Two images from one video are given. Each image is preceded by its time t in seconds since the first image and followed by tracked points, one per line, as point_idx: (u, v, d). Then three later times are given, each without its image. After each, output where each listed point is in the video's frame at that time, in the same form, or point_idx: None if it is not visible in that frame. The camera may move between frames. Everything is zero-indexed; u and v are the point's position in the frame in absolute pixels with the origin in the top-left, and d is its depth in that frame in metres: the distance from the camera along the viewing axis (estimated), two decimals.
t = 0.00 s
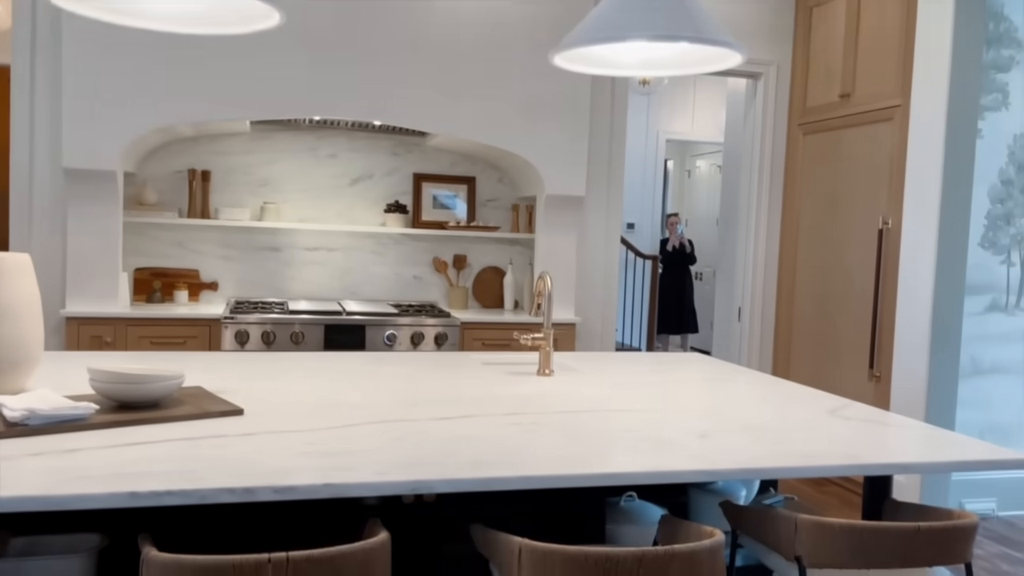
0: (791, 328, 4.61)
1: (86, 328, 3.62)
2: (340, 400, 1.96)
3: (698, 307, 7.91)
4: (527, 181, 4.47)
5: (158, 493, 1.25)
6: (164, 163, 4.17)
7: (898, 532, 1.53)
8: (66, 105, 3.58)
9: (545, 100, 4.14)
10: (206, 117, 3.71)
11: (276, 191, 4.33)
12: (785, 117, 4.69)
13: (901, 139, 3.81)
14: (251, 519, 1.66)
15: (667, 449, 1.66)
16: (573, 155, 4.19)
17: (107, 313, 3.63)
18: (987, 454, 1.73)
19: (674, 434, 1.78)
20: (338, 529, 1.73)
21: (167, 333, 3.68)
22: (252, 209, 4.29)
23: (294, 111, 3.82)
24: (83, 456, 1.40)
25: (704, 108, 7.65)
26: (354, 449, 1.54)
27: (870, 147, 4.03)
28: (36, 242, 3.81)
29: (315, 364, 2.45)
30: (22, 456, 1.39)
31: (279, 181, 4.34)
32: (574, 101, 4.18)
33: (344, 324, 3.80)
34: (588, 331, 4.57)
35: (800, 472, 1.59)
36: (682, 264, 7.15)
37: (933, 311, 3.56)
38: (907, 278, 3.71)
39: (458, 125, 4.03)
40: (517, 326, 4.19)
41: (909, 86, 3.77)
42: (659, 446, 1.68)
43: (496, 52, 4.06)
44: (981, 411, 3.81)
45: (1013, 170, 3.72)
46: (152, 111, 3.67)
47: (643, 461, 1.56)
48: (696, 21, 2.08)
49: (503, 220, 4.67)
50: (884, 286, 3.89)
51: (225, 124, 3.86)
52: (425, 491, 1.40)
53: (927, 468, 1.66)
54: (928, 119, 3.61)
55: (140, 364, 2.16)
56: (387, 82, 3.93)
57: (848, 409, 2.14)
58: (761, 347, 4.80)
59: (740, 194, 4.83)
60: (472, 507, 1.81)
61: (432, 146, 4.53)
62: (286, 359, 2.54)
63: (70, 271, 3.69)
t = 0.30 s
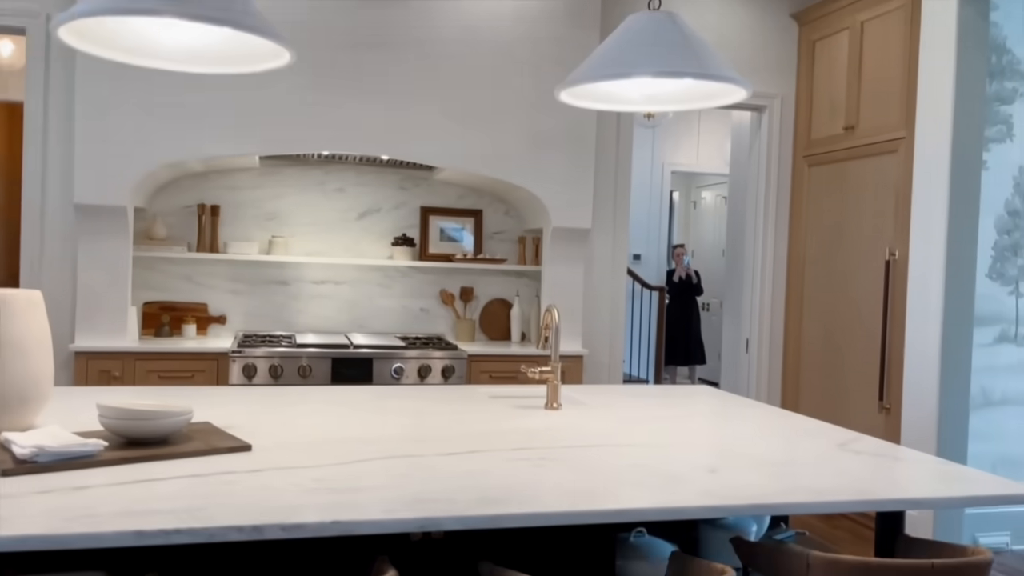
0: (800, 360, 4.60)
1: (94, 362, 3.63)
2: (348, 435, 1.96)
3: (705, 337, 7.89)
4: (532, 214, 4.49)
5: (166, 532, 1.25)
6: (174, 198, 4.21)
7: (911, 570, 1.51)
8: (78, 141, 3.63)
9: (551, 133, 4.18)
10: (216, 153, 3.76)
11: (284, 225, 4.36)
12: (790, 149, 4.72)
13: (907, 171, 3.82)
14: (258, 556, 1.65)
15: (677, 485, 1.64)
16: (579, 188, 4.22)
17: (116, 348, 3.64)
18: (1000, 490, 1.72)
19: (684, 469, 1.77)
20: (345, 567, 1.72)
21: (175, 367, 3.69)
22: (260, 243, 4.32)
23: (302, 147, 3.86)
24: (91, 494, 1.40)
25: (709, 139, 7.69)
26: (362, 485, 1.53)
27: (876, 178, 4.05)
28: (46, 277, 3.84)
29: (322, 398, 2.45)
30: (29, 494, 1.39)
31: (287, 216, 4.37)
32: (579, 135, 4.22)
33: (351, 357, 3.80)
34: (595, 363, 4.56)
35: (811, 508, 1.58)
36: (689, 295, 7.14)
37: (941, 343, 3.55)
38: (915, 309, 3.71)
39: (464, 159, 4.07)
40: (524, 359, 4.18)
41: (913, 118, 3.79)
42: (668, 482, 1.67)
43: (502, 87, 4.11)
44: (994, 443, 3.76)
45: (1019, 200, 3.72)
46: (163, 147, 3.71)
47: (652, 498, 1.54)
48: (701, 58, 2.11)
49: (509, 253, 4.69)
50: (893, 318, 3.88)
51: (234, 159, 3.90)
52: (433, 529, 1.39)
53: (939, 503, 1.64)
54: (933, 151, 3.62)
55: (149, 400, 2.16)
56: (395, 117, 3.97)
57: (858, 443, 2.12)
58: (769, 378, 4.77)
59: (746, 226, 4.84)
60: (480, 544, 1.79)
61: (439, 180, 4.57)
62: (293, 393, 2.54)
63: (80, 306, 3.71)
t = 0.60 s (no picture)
0: (810, 395, 4.57)
1: (104, 402, 3.64)
2: (358, 476, 1.95)
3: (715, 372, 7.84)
4: (540, 251, 4.51)
5: None
6: (184, 238, 4.24)
7: None
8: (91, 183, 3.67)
9: (558, 171, 4.21)
10: (226, 193, 3.80)
11: (293, 263, 4.39)
12: (796, 184, 4.74)
13: (914, 206, 3.83)
14: None
15: (689, 526, 1.63)
16: (587, 224, 4.24)
17: (125, 388, 3.65)
18: (1018, 529, 1.69)
19: (695, 510, 1.75)
20: None
21: (183, 407, 3.69)
22: (269, 282, 4.34)
23: (312, 186, 3.89)
24: (101, 538, 1.40)
25: (715, 174, 7.72)
26: (371, 528, 1.52)
27: (883, 213, 4.05)
28: (57, 317, 3.86)
29: (331, 438, 2.44)
30: (39, 539, 1.39)
31: (296, 254, 4.40)
32: (587, 172, 4.25)
33: (359, 396, 3.79)
34: (604, 400, 4.54)
35: (826, 549, 1.55)
36: (697, 329, 7.12)
37: (953, 378, 3.53)
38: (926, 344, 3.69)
39: (472, 197, 4.09)
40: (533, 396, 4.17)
41: (918, 152, 3.81)
42: (680, 522, 1.65)
43: (509, 125, 4.15)
44: (1010, 478, 3.67)
45: None
46: (174, 187, 3.75)
47: (665, 539, 1.53)
48: (707, 98, 2.13)
49: (517, 289, 4.69)
50: (903, 352, 3.86)
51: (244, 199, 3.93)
52: (443, 572, 1.38)
53: (956, 542, 1.62)
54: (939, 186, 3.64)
55: (158, 442, 2.16)
56: (403, 156, 4.01)
57: (872, 481, 2.10)
58: (780, 414, 4.73)
59: (754, 260, 4.85)
60: None
61: (447, 218, 4.60)
62: (302, 432, 2.53)
63: (90, 346, 3.73)
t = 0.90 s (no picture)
0: (824, 434, 4.53)
1: (114, 447, 3.63)
2: (368, 521, 1.94)
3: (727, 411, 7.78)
4: (550, 291, 4.51)
5: None
6: (196, 281, 4.27)
7: None
8: (104, 228, 3.71)
9: (567, 211, 4.23)
10: (238, 236, 3.83)
11: (304, 305, 4.41)
12: (804, 222, 4.75)
13: (923, 244, 3.83)
14: None
15: (704, 571, 1.61)
16: (596, 264, 4.25)
17: (136, 432, 3.65)
18: None
19: (710, 554, 1.73)
20: None
21: (194, 451, 3.68)
22: (280, 324, 4.36)
23: (322, 229, 3.93)
24: None
25: (723, 212, 7.75)
26: None
27: (892, 250, 4.05)
28: (69, 362, 3.88)
29: (342, 482, 2.43)
30: None
31: (307, 296, 4.42)
32: (596, 212, 4.27)
33: (370, 438, 3.78)
34: (616, 441, 4.50)
35: None
36: (708, 368, 7.08)
37: (970, 416, 3.53)
38: (940, 383, 3.69)
39: (482, 238, 4.12)
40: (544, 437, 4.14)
41: (927, 190, 3.82)
42: (694, 567, 1.63)
43: (518, 167, 4.19)
44: None
45: None
46: (187, 231, 3.79)
47: None
48: (715, 140, 2.14)
49: (527, 328, 4.69)
50: (918, 391, 3.84)
51: (256, 242, 3.97)
52: None
53: None
54: (948, 226, 3.66)
55: (168, 488, 2.15)
56: (414, 199, 4.05)
57: (889, 523, 2.07)
58: (794, 454, 4.68)
59: (764, 298, 4.84)
60: None
61: (456, 258, 4.62)
62: (313, 477, 2.52)
63: (102, 390, 3.74)
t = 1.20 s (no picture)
0: (840, 473, 4.47)
1: (126, 491, 3.62)
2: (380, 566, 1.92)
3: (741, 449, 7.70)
4: (561, 330, 4.51)
5: None
6: (209, 323, 4.29)
7: None
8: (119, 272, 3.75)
9: (577, 250, 4.25)
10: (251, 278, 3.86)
11: (315, 347, 4.42)
12: (815, 259, 4.75)
13: (935, 280, 3.82)
14: None
15: None
16: (606, 304, 4.25)
17: (147, 476, 3.64)
18: None
19: None
20: None
21: (205, 494, 3.67)
22: (292, 365, 4.36)
23: (333, 270, 3.95)
24: None
25: (733, 249, 7.76)
26: None
27: (904, 287, 4.04)
28: (82, 405, 3.89)
29: (353, 527, 2.41)
30: None
31: (318, 337, 4.43)
32: (605, 251, 4.28)
33: (381, 481, 3.76)
34: (629, 482, 4.46)
35: None
36: (721, 405, 7.03)
37: (987, 455, 3.48)
38: (956, 421, 3.65)
39: (492, 278, 4.13)
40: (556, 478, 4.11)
41: (937, 227, 3.82)
42: None
43: (528, 207, 4.22)
44: None
45: None
46: (200, 275, 3.82)
47: None
48: (722, 182, 2.16)
49: (538, 367, 4.68)
50: (934, 429, 3.80)
51: (268, 284, 3.99)
52: None
53: None
54: (960, 262, 3.66)
55: (180, 534, 2.14)
56: (424, 240, 4.08)
57: (908, 567, 2.03)
58: (810, 493, 4.62)
59: (776, 336, 4.82)
60: None
61: (467, 298, 4.63)
62: (324, 521, 2.50)
63: (114, 434, 3.74)
